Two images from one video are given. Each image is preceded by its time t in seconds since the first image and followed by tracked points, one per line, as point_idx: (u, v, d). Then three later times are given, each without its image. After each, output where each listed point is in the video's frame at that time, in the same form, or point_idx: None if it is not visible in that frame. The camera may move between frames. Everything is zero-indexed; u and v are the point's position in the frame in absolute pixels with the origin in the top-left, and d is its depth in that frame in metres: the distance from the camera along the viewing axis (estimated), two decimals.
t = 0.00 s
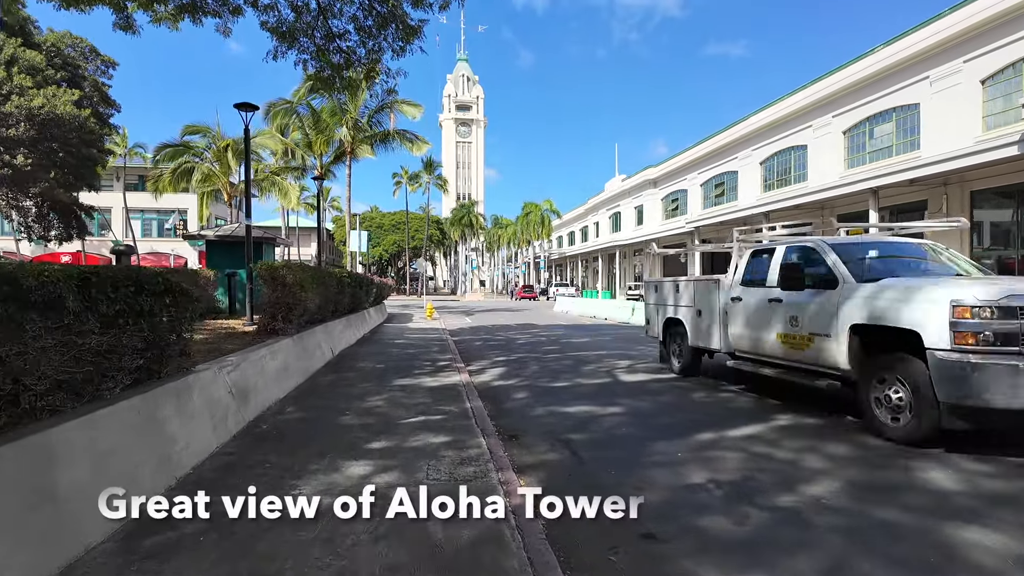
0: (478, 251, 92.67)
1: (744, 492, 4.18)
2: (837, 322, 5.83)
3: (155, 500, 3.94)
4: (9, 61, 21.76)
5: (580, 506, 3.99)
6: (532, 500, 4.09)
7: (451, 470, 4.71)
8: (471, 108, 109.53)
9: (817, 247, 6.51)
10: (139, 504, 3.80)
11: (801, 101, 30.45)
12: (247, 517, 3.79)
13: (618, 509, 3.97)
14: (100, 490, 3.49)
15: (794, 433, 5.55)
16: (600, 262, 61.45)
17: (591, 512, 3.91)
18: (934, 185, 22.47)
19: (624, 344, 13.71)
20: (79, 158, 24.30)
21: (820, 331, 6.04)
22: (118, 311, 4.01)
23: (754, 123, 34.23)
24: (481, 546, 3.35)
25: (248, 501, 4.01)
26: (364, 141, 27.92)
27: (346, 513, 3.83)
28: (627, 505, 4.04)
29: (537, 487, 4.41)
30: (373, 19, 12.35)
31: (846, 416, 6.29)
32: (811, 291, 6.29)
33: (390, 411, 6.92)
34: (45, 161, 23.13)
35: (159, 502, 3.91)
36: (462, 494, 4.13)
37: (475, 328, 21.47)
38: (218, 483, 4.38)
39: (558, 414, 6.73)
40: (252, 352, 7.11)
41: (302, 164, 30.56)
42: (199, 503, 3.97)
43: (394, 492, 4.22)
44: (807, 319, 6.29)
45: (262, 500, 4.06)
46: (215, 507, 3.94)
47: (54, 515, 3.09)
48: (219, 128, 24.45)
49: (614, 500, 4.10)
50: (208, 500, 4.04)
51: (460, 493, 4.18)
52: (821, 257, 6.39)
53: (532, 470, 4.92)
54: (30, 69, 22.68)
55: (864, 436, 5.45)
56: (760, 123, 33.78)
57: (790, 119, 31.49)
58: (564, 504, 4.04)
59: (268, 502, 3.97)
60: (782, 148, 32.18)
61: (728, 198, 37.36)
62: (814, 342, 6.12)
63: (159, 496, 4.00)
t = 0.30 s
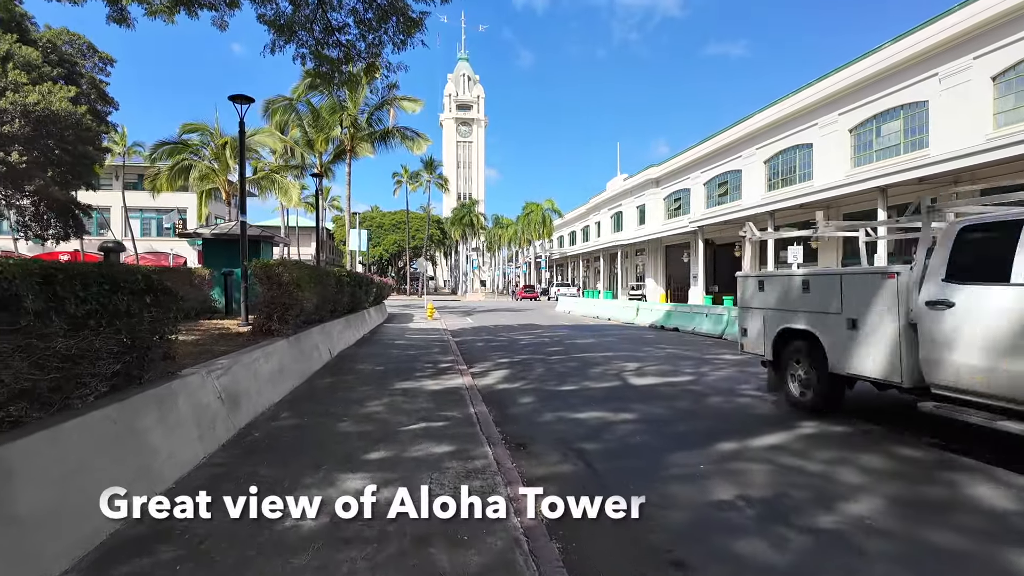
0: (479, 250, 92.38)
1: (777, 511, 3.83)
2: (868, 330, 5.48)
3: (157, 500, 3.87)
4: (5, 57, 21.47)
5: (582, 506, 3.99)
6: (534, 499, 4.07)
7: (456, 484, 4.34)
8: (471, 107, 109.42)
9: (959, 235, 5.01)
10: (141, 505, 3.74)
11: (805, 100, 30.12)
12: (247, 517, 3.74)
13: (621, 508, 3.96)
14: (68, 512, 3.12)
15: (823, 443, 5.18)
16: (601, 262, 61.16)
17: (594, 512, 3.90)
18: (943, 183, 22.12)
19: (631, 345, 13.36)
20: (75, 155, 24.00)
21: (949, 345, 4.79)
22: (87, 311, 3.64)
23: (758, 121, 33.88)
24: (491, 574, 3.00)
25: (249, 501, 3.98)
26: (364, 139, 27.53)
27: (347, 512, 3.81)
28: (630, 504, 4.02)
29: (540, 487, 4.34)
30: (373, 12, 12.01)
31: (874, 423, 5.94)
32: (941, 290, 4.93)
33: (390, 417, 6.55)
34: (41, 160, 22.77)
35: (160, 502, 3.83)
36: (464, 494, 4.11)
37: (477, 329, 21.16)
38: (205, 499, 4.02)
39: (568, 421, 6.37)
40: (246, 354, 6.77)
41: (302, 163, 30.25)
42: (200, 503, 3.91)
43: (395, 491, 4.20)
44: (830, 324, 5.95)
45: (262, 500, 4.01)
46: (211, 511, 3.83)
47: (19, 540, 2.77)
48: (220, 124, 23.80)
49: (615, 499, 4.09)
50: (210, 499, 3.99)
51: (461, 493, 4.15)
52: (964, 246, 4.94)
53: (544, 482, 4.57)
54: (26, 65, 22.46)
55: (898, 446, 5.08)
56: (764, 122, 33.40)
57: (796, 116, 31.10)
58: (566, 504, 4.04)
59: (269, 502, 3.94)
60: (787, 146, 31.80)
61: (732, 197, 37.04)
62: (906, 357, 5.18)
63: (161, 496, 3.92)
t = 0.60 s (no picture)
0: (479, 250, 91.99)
1: (808, 534, 3.49)
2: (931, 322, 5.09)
3: (158, 499, 3.89)
4: None
5: (584, 506, 3.99)
6: (535, 499, 4.11)
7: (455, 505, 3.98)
8: (471, 107, 109.06)
9: None
10: (142, 504, 3.77)
11: (810, 97, 29.75)
12: (248, 517, 3.78)
13: (622, 508, 3.96)
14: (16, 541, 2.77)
15: (849, 456, 4.83)
16: (603, 262, 60.79)
17: (595, 512, 3.90)
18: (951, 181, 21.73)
19: (636, 347, 13.01)
20: (70, 154, 23.69)
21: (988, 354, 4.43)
22: (42, 318, 3.33)
23: (762, 120, 33.50)
24: None
25: (250, 501, 4.02)
26: (363, 137, 27.12)
27: (348, 512, 3.86)
28: (631, 504, 4.03)
29: (541, 487, 4.37)
30: (371, 7, 11.65)
31: (901, 432, 5.57)
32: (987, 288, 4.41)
33: (386, 426, 6.19)
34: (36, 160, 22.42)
35: (161, 502, 3.85)
36: (466, 493, 4.16)
37: (478, 330, 20.79)
38: (181, 522, 3.66)
39: (574, 430, 6.02)
40: (234, 360, 6.42)
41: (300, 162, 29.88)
42: (202, 503, 3.94)
43: (399, 490, 4.24)
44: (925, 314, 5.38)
45: (263, 500, 4.05)
46: (214, 510, 3.88)
47: None
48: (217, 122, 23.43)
49: (617, 499, 4.10)
50: (212, 499, 4.02)
51: (463, 493, 4.19)
52: None
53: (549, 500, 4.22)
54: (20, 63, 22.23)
55: (932, 459, 4.72)
56: (767, 120, 33.04)
57: (799, 114, 30.73)
58: (567, 503, 4.06)
59: (270, 502, 3.98)
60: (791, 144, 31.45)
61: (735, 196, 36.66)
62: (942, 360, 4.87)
63: (162, 496, 3.94)
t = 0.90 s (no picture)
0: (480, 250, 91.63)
1: (847, 565, 3.12)
2: None
3: (159, 500, 3.93)
4: None
5: (585, 506, 4.04)
6: (537, 499, 4.15)
7: (453, 530, 3.62)
8: (471, 106, 108.71)
9: None
10: (144, 505, 3.81)
11: (815, 94, 29.34)
12: (250, 518, 3.80)
13: (623, 508, 4.00)
14: None
15: (880, 472, 4.47)
16: (603, 262, 60.41)
17: (596, 511, 3.95)
18: (960, 179, 21.34)
19: (640, 349, 12.62)
20: (65, 152, 23.29)
21: None
22: None
23: (766, 117, 33.10)
24: None
25: (252, 500, 4.04)
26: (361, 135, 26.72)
27: (350, 512, 3.87)
28: (633, 504, 4.07)
29: (542, 487, 4.43)
30: None
31: (932, 444, 5.20)
32: None
33: (380, 436, 5.81)
34: (31, 161, 22.02)
35: (163, 502, 3.89)
36: (466, 492, 4.17)
37: (478, 331, 20.40)
38: (150, 553, 3.30)
39: (580, 440, 5.65)
40: (219, 365, 6.06)
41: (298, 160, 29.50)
42: (204, 503, 3.98)
43: (399, 491, 4.26)
44: None
45: (265, 500, 4.07)
46: (215, 510, 3.90)
47: None
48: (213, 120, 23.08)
49: (618, 499, 4.13)
50: (214, 499, 4.05)
51: (464, 493, 4.19)
52: None
53: (556, 522, 3.85)
54: (14, 60, 21.98)
55: (971, 476, 4.34)
56: (771, 118, 32.63)
57: (804, 112, 30.34)
58: (569, 503, 4.10)
59: (272, 502, 4.00)
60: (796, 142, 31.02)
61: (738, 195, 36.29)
62: None
63: (164, 496, 3.98)
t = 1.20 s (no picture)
0: (481, 250, 91.34)
1: None
2: None
3: (160, 500, 3.92)
4: None
5: (586, 506, 4.02)
6: (538, 500, 4.14)
7: (456, 555, 3.26)
8: (473, 106, 108.54)
9: None
10: (145, 505, 3.81)
11: (821, 92, 28.92)
12: (251, 517, 3.79)
13: (625, 508, 3.99)
14: None
15: (920, 488, 4.12)
16: (605, 262, 60.04)
17: (596, 512, 3.93)
18: (971, 177, 20.92)
19: (647, 351, 12.27)
20: (61, 151, 22.90)
21: None
22: None
23: (771, 115, 32.70)
24: None
25: (254, 500, 4.04)
26: (361, 133, 26.34)
27: (352, 513, 3.85)
28: (634, 504, 4.06)
29: (543, 487, 4.43)
30: None
31: (973, 455, 4.82)
32: None
33: (378, 444, 5.45)
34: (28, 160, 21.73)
35: (164, 502, 3.89)
36: (467, 493, 4.15)
37: (481, 331, 20.05)
38: None
39: (592, 450, 5.30)
40: (208, 369, 5.73)
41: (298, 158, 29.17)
42: (205, 503, 3.96)
43: (400, 491, 4.24)
44: None
45: (266, 500, 4.06)
46: (216, 510, 3.88)
47: None
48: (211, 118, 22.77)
49: (619, 499, 4.12)
50: (215, 499, 4.04)
51: (466, 493, 4.18)
52: None
53: (570, 544, 3.50)
54: (10, 57, 21.71)
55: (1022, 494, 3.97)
56: (776, 116, 32.24)
57: (809, 110, 29.96)
58: (571, 504, 4.08)
59: (273, 502, 3.99)
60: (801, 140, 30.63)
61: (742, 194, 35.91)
62: None
63: (165, 497, 3.98)
